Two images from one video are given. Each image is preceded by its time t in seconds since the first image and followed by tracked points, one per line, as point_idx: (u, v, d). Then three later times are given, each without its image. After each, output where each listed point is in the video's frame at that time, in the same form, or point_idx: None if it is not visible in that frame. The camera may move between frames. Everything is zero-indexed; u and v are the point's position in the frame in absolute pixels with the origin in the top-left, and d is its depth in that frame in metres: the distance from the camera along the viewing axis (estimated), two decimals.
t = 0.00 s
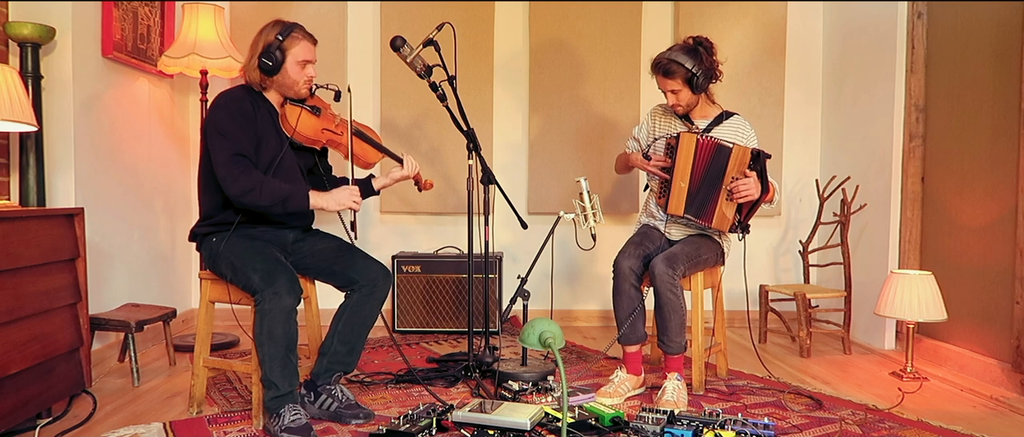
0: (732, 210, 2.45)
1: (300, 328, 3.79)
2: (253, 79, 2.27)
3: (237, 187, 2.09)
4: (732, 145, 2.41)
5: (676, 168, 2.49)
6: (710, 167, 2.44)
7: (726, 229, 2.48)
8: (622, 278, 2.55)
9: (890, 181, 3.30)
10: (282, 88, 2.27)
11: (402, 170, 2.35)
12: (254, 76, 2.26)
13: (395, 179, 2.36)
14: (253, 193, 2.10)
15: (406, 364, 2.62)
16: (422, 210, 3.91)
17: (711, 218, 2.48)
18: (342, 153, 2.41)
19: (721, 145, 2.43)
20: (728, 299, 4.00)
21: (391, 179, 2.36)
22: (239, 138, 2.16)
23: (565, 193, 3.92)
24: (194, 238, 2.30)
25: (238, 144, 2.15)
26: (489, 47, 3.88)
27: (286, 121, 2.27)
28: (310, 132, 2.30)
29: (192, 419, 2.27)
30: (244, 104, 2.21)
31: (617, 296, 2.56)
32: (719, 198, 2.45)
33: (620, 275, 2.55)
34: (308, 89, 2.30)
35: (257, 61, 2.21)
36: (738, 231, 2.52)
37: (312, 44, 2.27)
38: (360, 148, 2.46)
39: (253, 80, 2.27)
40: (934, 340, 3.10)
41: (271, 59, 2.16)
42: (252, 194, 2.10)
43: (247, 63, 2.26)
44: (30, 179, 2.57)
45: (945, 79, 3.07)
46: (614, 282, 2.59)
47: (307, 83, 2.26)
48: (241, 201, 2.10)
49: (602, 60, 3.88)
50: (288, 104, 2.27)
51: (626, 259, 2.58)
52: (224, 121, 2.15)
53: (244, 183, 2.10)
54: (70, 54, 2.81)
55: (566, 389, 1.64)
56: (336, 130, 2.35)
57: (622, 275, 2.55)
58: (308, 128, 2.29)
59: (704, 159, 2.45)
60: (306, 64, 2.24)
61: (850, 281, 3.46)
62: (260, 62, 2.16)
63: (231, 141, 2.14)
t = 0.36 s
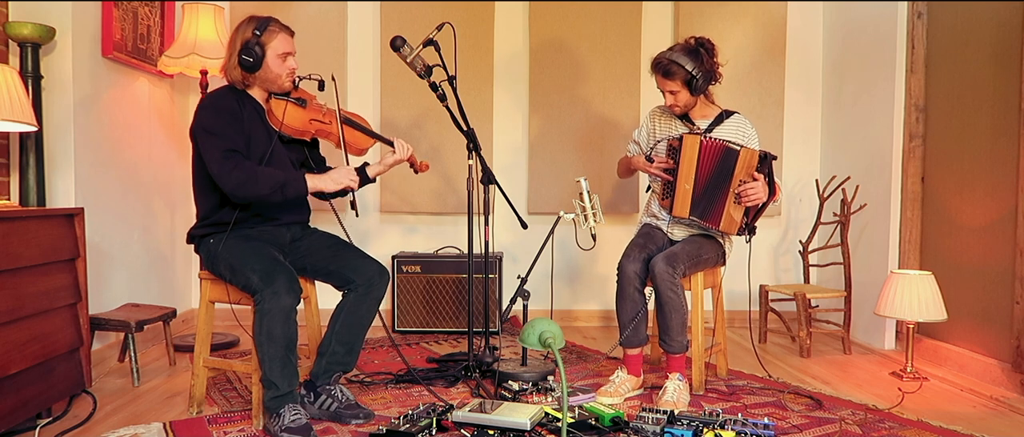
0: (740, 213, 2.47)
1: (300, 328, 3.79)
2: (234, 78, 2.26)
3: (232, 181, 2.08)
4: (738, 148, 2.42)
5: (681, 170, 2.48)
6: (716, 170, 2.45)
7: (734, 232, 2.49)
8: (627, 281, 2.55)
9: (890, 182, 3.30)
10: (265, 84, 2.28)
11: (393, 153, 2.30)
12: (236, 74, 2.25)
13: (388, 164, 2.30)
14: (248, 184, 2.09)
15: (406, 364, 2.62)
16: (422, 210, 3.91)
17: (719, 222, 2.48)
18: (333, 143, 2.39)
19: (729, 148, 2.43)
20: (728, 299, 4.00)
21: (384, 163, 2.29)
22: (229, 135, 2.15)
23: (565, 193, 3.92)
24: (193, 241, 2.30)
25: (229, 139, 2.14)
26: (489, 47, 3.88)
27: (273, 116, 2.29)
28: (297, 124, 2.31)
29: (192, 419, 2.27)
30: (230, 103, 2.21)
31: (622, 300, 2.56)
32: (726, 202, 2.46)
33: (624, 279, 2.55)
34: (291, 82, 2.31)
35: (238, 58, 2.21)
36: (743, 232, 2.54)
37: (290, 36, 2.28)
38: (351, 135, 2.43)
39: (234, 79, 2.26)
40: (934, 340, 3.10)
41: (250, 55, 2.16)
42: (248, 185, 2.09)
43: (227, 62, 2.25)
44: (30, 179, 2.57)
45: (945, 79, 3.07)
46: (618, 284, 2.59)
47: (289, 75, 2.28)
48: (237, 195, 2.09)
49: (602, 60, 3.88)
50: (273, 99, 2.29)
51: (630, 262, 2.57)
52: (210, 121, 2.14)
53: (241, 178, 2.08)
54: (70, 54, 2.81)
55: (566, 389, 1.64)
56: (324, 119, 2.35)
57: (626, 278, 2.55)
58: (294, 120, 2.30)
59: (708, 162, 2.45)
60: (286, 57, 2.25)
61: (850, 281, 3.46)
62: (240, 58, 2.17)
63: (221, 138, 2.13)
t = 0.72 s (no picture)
0: (737, 213, 2.46)
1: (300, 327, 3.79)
2: (221, 80, 2.26)
3: (219, 178, 2.07)
4: (733, 147, 2.41)
5: (676, 169, 2.49)
6: (711, 169, 2.45)
7: (731, 232, 2.48)
8: (624, 281, 2.55)
9: (890, 182, 3.30)
10: (253, 84, 2.29)
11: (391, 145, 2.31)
12: (222, 76, 2.26)
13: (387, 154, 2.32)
14: (235, 181, 2.08)
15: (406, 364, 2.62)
16: (422, 210, 3.91)
17: (715, 221, 2.48)
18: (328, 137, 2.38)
19: (724, 146, 2.42)
20: (728, 299, 4.00)
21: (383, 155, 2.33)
22: (217, 133, 2.16)
23: (565, 193, 3.92)
24: (189, 242, 2.30)
25: (218, 138, 2.15)
26: (489, 47, 3.88)
27: (264, 115, 2.29)
28: (290, 121, 2.30)
29: (192, 419, 2.27)
30: (218, 102, 2.22)
31: (619, 298, 2.56)
32: (723, 201, 2.45)
33: (622, 277, 2.56)
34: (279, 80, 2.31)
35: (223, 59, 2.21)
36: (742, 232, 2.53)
37: (274, 34, 2.27)
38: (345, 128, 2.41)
39: (220, 82, 2.26)
40: (935, 340, 3.10)
41: (236, 56, 2.15)
42: (236, 181, 2.08)
43: (213, 64, 2.26)
44: (30, 179, 2.57)
45: (945, 79, 3.07)
46: (615, 284, 2.59)
47: (277, 73, 2.28)
48: (225, 191, 2.09)
49: (602, 60, 3.88)
50: (263, 98, 2.29)
51: (627, 262, 2.58)
52: (200, 120, 2.15)
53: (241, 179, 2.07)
54: (70, 54, 2.81)
55: (566, 389, 1.64)
56: (317, 114, 2.33)
57: (624, 278, 2.55)
58: (286, 118, 2.29)
59: (703, 161, 2.45)
60: (272, 55, 2.24)
61: (850, 281, 3.46)
62: (226, 60, 2.16)
63: (211, 136, 2.14)
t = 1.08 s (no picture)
0: (728, 212, 2.44)
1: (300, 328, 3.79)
2: (227, 80, 2.27)
3: (212, 169, 2.07)
4: (722, 146, 2.40)
5: (665, 170, 2.49)
6: (699, 169, 2.44)
7: (723, 232, 2.47)
8: (620, 278, 2.55)
9: (890, 182, 3.30)
10: (258, 86, 2.28)
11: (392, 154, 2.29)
12: (228, 76, 2.27)
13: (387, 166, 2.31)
14: (229, 173, 2.08)
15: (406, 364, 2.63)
16: (422, 210, 3.91)
17: (707, 222, 2.46)
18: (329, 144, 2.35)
19: (713, 146, 2.41)
20: (728, 299, 4.00)
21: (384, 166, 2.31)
22: (214, 127, 2.15)
23: (565, 193, 3.92)
24: (189, 240, 2.30)
25: (214, 130, 2.14)
26: (489, 48, 3.88)
27: (267, 116, 2.26)
28: (292, 125, 2.28)
29: (192, 419, 2.27)
30: (221, 101, 2.22)
31: (616, 296, 2.56)
32: (713, 202, 2.44)
33: (617, 275, 2.56)
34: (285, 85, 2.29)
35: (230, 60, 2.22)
36: (735, 231, 2.51)
37: (284, 40, 2.27)
38: (347, 136, 2.39)
39: (227, 82, 2.28)
40: (935, 340, 3.10)
41: (242, 58, 2.16)
42: (227, 173, 2.07)
43: (221, 64, 2.27)
44: (30, 178, 2.57)
45: (945, 79, 3.07)
46: (612, 281, 2.59)
47: (283, 79, 2.26)
48: (216, 183, 2.08)
49: (601, 60, 3.89)
50: (268, 100, 2.27)
51: (623, 259, 2.58)
52: (199, 114, 2.14)
53: (239, 177, 2.08)
54: (70, 54, 2.81)
55: (566, 389, 1.64)
56: (319, 120, 2.31)
57: (620, 276, 2.55)
58: (289, 121, 2.27)
59: (692, 160, 2.45)
60: (278, 60, 2.24)
61: (850, 281, 3.46)
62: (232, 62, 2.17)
63: (208, 130, 2.13)
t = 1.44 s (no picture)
0: (728, 210, 2.44)
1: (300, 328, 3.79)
2: (247, 79, 2.25)
3: (232, 176, 2.07)
4: (721, 144, 2.39)
5: (663, 168, 2.48)
6: (698, 166, 2.44)
7: (723, 229, 2.46)
8: (618, 280, 2.55)
9: (890, 182, 3.30)
10: (276, 87, 2.27)
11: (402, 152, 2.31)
12: (247, 76, 2.24)
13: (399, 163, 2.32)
14: (246, 183, 2.08)
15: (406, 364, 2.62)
16: (422, 210, 3.91)
17: (707, 221, 2.45)
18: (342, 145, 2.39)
19: (712, 143, 2.40)
20: (727, 299, 4.00)
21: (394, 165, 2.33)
22: (235, 133, 2.15)
23: (565, 193, 3.92)
24: (195, 237, 2.30)
25: (234, 136, 2.14)
26: (489, 47, 3.88)
27: (282, 119, 2.28)
28: (307, 127, 2.30)
29: (192, 419, 2.27)
30: (240, 103, 2.21)
31: (615, 298, 2.56)
32: (713, 200, 2.43)
33: (616, 277, 2.56)
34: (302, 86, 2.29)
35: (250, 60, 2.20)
36: (735, 228, 2.51)
37: (305, 41, 2.25)
38: (359, 137, 2.43)
39: (246, 81, 2.25)
40: (934, 340, 3.10)
41: (263, 58, 2.16)
42: (246, 184, 2.08)
43: (241, 63, 2.24)
44: (30, 178, 2.57)
45: (945, 79, 3.07)
46: (610, 283, 2.59)
47: (301, 80, 2.26)
48: (234, 191, 2.08)
49: (602, 60, 3.89)
50: (284, 102, 2.28)
51: (621, 260, 2.58)
52: (218, 117, 2.14)
53: (236, 175, 2.07)
54: (70, 54, 2.81)
55: (566, 389, 1.63)
56: (334, 122, 2.33)
57: (618, 277, 2.55)
58: (304, 123, 2.29)
59: (689, 158, 2.45)
60: (298, 61, 2.22)
61: (850, 281, 3.46)
62: (253, 61, 2.17)
63: (228, 135, 2.13)
